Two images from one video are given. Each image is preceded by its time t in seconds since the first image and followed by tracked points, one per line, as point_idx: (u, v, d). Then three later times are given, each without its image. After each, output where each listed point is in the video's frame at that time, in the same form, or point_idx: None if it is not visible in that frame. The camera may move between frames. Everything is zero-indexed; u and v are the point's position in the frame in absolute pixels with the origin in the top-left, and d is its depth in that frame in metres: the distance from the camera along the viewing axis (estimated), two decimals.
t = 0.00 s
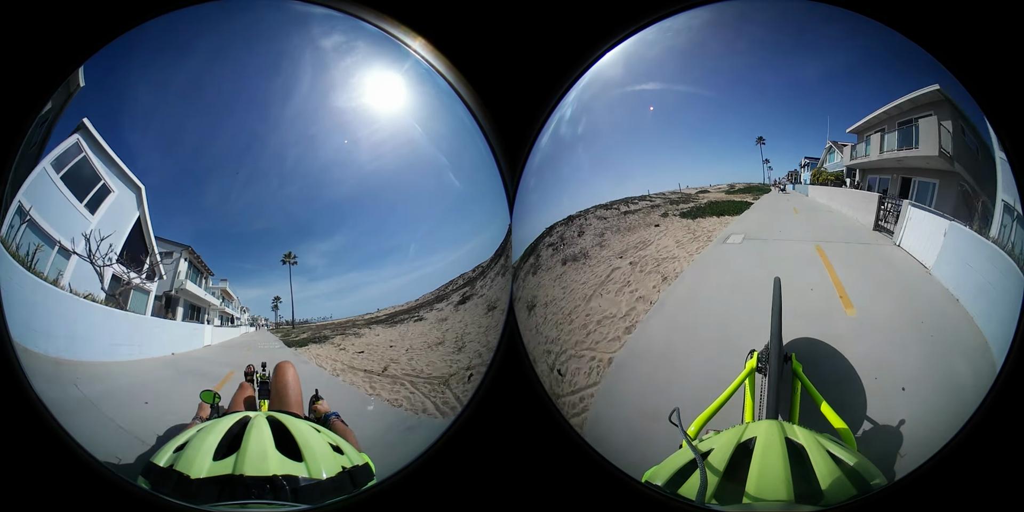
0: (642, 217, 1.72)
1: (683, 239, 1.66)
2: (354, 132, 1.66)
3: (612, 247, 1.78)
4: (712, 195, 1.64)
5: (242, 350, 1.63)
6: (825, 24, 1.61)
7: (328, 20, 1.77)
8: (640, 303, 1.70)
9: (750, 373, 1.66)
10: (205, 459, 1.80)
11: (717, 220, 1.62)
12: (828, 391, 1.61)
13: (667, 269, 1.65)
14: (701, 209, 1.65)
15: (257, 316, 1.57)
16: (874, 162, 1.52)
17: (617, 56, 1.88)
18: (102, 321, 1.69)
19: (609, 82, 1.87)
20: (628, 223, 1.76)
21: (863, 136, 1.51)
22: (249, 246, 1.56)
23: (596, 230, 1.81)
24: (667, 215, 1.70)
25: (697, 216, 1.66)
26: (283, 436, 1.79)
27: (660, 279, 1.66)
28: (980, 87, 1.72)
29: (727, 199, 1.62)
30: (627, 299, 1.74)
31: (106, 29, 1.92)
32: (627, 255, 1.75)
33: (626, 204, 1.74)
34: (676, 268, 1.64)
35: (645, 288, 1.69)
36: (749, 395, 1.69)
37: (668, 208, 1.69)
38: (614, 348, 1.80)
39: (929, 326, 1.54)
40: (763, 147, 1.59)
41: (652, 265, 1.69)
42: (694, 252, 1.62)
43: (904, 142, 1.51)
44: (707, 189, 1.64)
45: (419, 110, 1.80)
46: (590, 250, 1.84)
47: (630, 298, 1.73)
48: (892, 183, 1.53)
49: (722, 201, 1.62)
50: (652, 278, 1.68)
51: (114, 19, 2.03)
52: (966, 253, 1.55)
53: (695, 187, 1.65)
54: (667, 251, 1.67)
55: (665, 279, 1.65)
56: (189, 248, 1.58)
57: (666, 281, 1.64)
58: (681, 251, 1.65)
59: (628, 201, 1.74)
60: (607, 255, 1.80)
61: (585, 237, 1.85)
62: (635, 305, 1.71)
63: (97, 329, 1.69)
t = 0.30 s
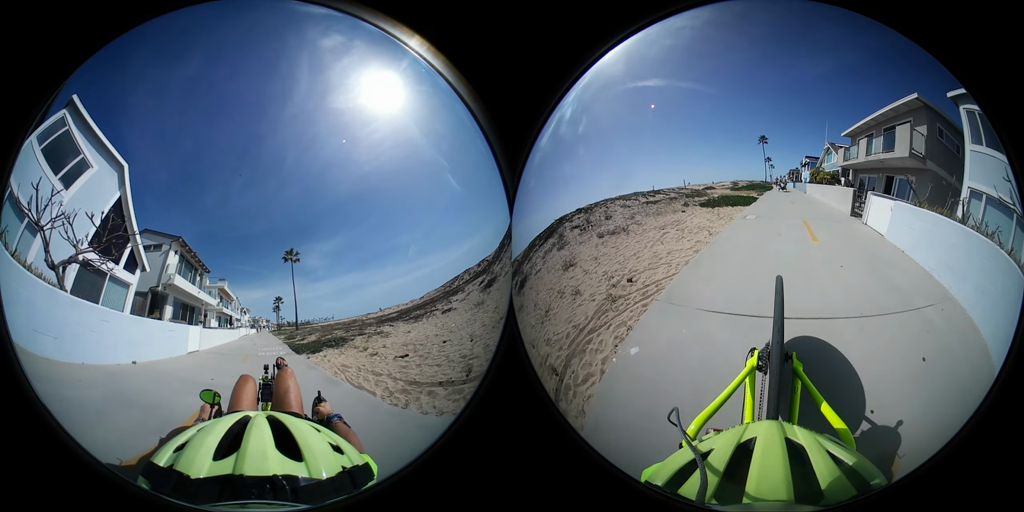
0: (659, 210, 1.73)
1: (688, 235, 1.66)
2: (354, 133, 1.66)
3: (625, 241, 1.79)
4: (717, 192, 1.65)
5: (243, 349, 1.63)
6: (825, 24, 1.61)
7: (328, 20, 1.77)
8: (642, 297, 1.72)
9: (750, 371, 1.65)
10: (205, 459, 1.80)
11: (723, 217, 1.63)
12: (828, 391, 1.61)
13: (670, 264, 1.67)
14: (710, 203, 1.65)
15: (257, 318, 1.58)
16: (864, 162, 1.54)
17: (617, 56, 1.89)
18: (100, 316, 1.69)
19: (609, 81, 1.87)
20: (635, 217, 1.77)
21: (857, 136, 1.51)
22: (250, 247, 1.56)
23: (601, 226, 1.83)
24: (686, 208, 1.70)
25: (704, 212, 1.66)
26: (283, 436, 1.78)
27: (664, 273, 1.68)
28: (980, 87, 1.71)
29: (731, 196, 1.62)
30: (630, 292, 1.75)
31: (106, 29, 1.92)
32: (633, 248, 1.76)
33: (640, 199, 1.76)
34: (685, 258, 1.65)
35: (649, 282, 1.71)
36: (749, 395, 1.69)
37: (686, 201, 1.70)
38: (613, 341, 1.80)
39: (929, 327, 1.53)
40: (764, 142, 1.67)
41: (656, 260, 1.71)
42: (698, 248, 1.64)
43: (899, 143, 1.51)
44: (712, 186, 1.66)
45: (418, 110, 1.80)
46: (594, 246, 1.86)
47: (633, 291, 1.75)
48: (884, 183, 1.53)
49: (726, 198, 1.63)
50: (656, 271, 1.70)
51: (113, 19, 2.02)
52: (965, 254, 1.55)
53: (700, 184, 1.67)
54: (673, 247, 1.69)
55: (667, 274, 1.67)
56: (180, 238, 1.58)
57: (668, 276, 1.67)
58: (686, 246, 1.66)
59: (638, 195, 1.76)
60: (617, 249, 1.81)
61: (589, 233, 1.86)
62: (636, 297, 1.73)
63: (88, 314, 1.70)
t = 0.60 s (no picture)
0: (662, 206, 1.68)
1: (687, 230, 1.64)
2: (353, 136, 1.66)
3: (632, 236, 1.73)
4: (717, 187, 1.62)
5: (243, 350, 1.63)
6: (824, 24, 1.61)
7: (328, 21, 1.78)
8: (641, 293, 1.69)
9: (750, 369, 1.65)
10: (205, 460, 1.80)
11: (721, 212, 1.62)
12: (829, 389, 1.60)
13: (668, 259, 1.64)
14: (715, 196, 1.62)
15: (254, 322, 1.57)
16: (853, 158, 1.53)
17: (617, 56, 1.89)
18: (96, 315, 1.68)
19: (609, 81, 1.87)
20: (634, 214, 1.73)
21: (845, 136, 1.51)
22: (252, 247, 1.56)
23: (606, 225, 1.78)
24: (694, 203, 1.66)
25: (702, 208, 1.64)
26: (283, 436, 1.78)
27: (663, 267, 1.64)
28: (980, 87, 1.71)
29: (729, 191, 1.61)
30: (629, 289, 1.72)
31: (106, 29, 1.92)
32: (631, 244, 1.72)
33: (649, 194, 1.69)
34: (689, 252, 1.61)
35: (648, 278, 1.67)
36: (749, 393, 1.69)
37: (697, 194, 1.65)
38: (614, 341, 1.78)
39: (928, 326, 1.54)
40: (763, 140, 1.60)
41: (653, 255, 1.67)
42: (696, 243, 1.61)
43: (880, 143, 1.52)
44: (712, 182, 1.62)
45: (418, 111, 1.80)
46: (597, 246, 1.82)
47: (631, 289, 1.72)
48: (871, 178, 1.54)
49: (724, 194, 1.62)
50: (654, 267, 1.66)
51: (114, 19, 2.03)
52: (963, 251, 1.57)
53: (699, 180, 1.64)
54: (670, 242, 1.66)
55: (666, 269, 1.64)
56: (168, 226, 1.56)
57: (666, 272, 1.63)
58: (683, 241, 1.64)
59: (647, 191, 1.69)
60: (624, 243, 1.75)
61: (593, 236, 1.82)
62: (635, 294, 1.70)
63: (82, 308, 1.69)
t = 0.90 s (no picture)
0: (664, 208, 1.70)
1: (688, 233, 1.65)
2: (350, 132, 1.66)
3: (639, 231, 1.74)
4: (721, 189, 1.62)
5: (244, 350, 1.64)
6: (824, 25, 1.61)
7: (328, 20, 1.77)
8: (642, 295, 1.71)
9: (749, 369, 1.65)
10: (205, 459, 1.80)
11: (723, 214, 1.61)
12: (827, 389, 1.62)
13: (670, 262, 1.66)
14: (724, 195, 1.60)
15: (254, 318, 1.57)
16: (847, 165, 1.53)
17: (618, 56, 1.88)
18: (97, 315, 1.69)
19: (609, 81, 1.87)
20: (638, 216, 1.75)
21: (841, 144, 1.51)
22: (252, 247, 1.56)
23: (615, 219, 1.79)
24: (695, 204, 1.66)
25: (706, 209, 1.64)
26: (283, 436, 1.78)
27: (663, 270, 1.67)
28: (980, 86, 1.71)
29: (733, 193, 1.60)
30: (630, 291, 1.75)
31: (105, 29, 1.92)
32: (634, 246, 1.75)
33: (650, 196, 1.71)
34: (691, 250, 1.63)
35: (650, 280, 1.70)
36: (748, 392, 1.69)
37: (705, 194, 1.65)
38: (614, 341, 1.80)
39: (928, 326, 1.54)
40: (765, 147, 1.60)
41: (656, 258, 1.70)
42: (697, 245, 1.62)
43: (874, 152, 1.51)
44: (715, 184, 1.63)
45: (418, 109, 1.80)
46: (607, 239, 1.82)
47: (633, 290, 1.74)
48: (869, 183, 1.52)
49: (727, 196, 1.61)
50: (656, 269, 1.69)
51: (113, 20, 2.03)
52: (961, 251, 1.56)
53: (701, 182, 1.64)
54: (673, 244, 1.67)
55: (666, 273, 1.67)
56: (151, 206, 1.58)
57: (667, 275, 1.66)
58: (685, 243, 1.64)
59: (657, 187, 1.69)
60: (631, 238, 1.76)
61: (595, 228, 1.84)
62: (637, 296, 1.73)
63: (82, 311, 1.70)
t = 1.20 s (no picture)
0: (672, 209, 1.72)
1: (696, 234, 1.66)
2: (355, 134, 1.66)
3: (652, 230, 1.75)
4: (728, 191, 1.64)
5: (244, 350, 1.64)
6: (825, 26, 1.61)
7: (329, 20, 1.77)
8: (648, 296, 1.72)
9: (751, 371, 1.65)
10: (205, 459, 1.80)
11: (729, 214, 1.63)
12: (828, 391, 1.61)
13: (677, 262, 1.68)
14: (732, 195, 1.63)
15: (258, 317, 1.58)
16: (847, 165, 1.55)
17: (618, 56, 1.89)
18: (96, 316, 1.68)
19: (610, 81, 1.87)
20: (647, 217, 1.76)
21: (838, 145, 1.53)
22: (253, 248, 1.56)
23: (628, 217, 1.79)
24: (701, 203, 1.68)
25: (716, 210, 1.65)
26: (283, 436, 1.78)
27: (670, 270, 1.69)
28: (980, 87, 1.71)
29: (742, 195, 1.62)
30: (637, 293, 1.76)
31: (105, 28, 1.92)
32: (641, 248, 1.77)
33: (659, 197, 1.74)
34: (700, 248, 1.63)
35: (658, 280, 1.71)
36: (751, 393, 1.68)
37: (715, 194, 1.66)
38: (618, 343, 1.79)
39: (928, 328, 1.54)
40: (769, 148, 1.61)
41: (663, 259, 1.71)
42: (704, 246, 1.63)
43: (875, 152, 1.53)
44: (723, 186, 1.65)
45: (419, 110, 1.80)
46: (615, 241, 1.83)
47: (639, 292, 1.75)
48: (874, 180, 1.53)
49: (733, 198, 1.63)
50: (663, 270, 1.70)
51: (113, 19, 2.02)
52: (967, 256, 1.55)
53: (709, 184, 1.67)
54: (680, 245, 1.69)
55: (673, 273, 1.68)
56: (141, 181, 1.60)
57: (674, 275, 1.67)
58: (693, 244, 1.66)
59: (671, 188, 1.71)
60: (642, 239, 1.77)
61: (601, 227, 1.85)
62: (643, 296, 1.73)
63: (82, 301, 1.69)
